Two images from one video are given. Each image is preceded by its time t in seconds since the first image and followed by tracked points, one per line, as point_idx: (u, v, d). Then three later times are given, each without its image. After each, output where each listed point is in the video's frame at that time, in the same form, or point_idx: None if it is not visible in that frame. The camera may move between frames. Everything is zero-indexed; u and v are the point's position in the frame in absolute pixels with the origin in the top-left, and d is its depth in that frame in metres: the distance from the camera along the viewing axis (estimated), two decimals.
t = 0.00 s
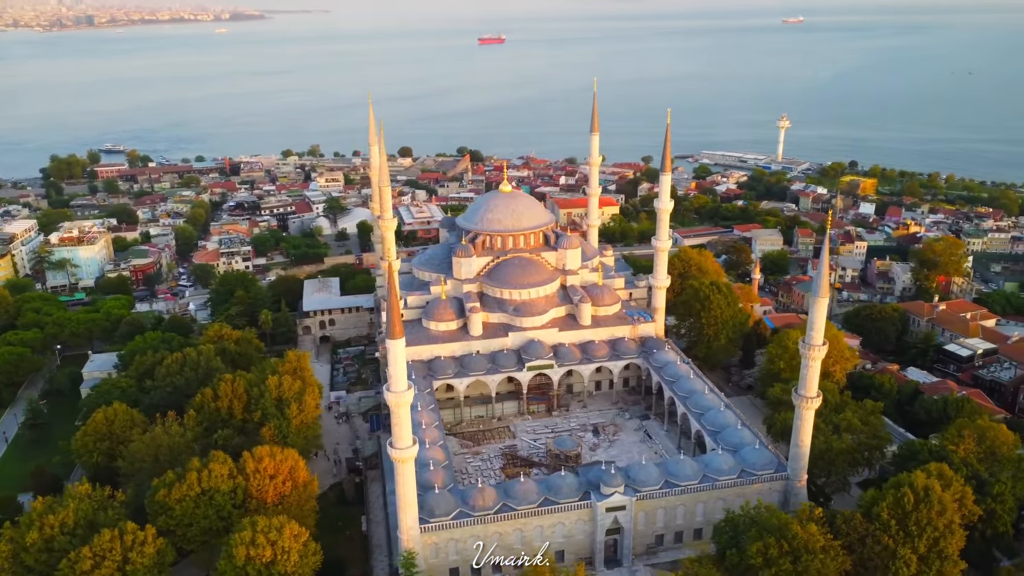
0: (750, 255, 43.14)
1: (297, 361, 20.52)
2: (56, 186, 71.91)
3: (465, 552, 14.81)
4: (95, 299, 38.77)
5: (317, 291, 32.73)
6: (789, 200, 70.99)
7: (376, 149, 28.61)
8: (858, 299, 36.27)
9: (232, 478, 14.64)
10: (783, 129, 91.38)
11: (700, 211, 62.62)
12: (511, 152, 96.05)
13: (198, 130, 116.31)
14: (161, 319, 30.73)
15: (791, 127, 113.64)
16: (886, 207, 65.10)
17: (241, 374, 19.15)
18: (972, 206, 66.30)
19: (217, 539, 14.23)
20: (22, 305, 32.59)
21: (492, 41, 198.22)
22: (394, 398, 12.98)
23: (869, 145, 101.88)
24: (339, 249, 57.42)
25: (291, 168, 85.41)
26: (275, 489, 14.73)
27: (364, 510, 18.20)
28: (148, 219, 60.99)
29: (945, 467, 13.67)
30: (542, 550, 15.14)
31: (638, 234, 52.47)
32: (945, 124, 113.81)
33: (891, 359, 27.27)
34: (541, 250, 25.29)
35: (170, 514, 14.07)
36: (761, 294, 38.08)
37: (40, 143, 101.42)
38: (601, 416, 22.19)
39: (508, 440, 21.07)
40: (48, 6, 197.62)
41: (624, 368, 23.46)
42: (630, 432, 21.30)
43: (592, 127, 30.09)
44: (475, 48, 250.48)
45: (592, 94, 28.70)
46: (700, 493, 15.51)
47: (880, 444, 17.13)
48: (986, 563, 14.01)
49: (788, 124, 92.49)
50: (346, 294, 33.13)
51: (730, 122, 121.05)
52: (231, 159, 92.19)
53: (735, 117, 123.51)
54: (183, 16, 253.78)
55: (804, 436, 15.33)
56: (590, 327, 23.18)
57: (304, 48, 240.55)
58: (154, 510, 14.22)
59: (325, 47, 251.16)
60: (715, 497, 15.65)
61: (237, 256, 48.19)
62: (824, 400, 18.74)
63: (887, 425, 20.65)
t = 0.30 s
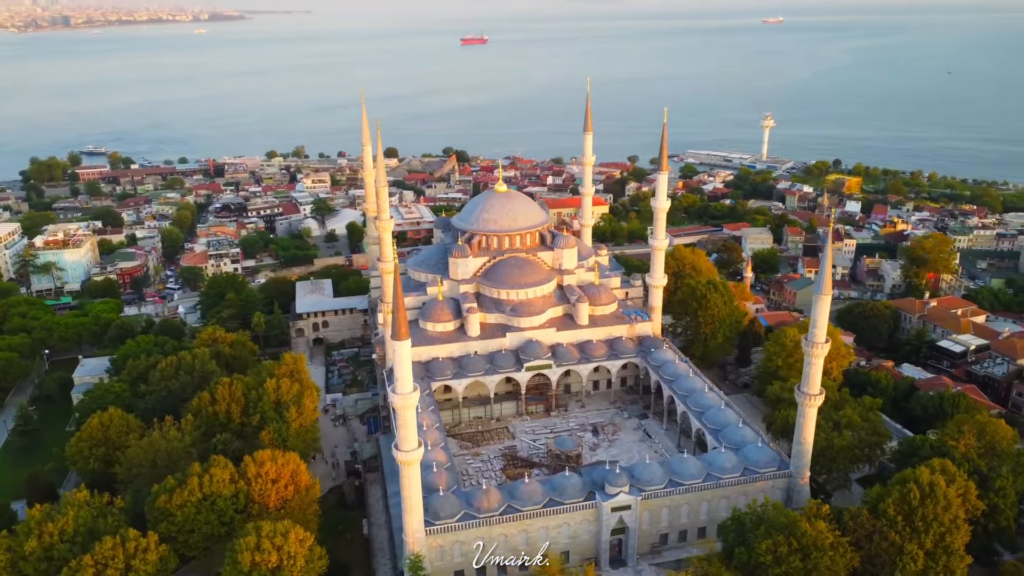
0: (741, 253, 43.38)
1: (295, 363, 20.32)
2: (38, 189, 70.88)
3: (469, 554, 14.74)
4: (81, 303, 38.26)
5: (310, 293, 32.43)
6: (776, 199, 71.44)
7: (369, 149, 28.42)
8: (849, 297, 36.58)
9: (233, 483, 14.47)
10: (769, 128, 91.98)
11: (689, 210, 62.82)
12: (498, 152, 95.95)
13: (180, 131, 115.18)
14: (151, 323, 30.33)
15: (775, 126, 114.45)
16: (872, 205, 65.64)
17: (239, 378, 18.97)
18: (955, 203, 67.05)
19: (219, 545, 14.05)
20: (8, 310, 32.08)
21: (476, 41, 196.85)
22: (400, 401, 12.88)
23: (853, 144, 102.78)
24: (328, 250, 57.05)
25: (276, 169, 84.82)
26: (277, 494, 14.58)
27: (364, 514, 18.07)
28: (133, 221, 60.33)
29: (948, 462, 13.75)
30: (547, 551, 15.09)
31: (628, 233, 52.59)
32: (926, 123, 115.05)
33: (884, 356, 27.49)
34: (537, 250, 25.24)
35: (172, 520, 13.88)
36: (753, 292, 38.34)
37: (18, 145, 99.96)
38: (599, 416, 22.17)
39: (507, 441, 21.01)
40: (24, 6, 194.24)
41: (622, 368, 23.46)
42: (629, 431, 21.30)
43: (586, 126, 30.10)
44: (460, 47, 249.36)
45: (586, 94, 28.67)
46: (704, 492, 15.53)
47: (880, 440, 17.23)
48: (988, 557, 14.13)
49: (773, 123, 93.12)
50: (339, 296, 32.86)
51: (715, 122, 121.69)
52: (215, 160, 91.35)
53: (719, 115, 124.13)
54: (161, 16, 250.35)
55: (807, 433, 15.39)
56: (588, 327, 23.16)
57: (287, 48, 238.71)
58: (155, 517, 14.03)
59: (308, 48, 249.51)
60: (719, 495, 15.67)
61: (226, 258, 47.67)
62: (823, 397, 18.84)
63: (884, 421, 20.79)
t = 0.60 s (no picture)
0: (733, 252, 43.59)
1: (292, 366, 20.14)
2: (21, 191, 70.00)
3: (474, 556, 14.67)
4: (69, 306, 37.77)
5: (303, 294, 32.16)
6: (764, 198, 71.85)
7: (363, 150, 28.30)
8: (840, 295, 36.88)
9: (235, 487, 14.31)
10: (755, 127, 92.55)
11: (679, 209, 63.00)
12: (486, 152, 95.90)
13: (164, 133, 114.26)
14: (143, 326, 29.97)
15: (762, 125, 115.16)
16: (859, 203, 66.11)
17: (236, 380, 18.78)
18: (941, 201, 67.63)
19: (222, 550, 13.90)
20: None
21: (459, 41, 194.74)
22: (405, 402, 12.80)
23: (838, 142, 103.61)
24: (318, 252, 56.66)
25: (263, 170, 84.21)
26: (279, 498, 14.43)
27: (365, 516, 17.94)
28: (120, 224, 59.72)
29: (951, 458, 13.83)
30: (552, 552, 15.04)
31: (619, 233, 52.73)
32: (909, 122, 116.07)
33: (878, 353, 27.69)
34: (534, 249, 25.21)
35: (174, 526, 13.71)
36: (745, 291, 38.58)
37: None
38: (598, 416, 22.15)
39: (507, 442, 20.94)
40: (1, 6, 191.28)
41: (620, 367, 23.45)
42: (628, 431, 21.30)
43: (580, 126, 30.10)
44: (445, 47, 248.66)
45: (580, 93, 28.68)
46: (708, 490, 15.55)
47: (880, 437, 17.33)
48: (991, 551, 14.22)
49: (759, 122, 93.55)
50: (333, 297, 32.61)
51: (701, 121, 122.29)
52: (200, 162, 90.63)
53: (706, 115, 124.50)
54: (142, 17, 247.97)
55: (809, 431, 15.46)
56: (585, 326, 23.14)
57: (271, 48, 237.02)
58: (156, 522, 13.86)
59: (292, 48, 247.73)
60: (722, 494, 15.68)
61: (215, 260, 47.23)
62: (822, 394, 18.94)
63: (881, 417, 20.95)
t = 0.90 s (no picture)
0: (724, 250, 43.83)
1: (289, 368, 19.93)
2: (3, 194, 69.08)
3: (479, 558, 14.59)
4: (57, 310, 37.33)
5: (297, 296, 31.93)
6: (752, 197, 72.25)
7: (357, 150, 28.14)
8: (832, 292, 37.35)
9: (237, 491, 14.15)
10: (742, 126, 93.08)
11: (670, 208, 63.28)
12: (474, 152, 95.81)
13: (148, 134, 113.19)
14: (134, 329, 29.62)
15: (748, 125, 115.84)
16: (847, 201, 66.65)
17: (234, 383, 18.59)
18: (926, 199, 68.33)
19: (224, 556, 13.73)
20: None
21: (444, 41, 193.01)
22: (411, 404, 12.72)
23: (824, 142, 104.47)
24: (309, 253, 56.29)
25: (249, 171, 83.63)
26: (282, 502, 14.28)
27: (367, 520, 17.82)
28: (106, 226, 59.05)
29: (954, 454, 13.92)
30: (557, 553, 15.00)
31: (611, 233, 52.91)
32: (893, 121, 117.05)
33: (872, 350, 27.91)
34: (531, 249, 25.16)
35: (175, 531, 13.55)
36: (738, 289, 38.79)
37: None
38: (597, 415, 22.15)
39: (507, 442, 20.89)
40: None
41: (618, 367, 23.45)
42: (627, 430, 21.31)
43: (574, 125, 30.08)
44: (431, 46, 247.31)
45: (575, 93, 28.66)
46: (711, 489, 15.56)
47: (880, 434, 17.44)
48: (992, 546, 14.33)
49: (746, 122, 94.08)
50: (327, 299, 32.40)
51: (688, 121, 122.82)
52: (185, 163, 89.87)
53: (692, 114, 124.89)
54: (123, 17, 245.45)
55: (812, 428, 15.52)
56: (583, 326, 23.12)
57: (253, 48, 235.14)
58: (157, 528, 13.68)
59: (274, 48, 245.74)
60: (726, 492, 15.71)
61: (205, 262, 46.82)
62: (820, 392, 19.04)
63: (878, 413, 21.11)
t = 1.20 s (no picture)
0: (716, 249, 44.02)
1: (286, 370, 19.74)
2: None
3: (484, 560, 14.51)
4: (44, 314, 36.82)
5: (290, 298, 31.69)
6: (740, 196, 72.60)
7: (351, 151, 27.98)
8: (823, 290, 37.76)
9: (239, 496, 13.99)
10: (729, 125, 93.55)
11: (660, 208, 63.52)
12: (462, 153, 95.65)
13: (131, 136, 112.04)
14: (126, 333, 29.26)
15: (734, 124, 116.43)
16: (834, 200, 67.08)
17: (232, 386, 18.41)
18: (912, 197, 68.98)
19: (226, 561, 13.59)
20: None
21: (429, 41, 191.05)
22: (417, 405, 12.67)
23: (810, 141, 105.21)
24: (299, 255, 55.91)
25: (235, 173, 82.98)
26: (285, 505, 14.16)
27: (368, 522, 17.70)
28: (92, 229, 58.34)
29: (956, 450, 13.99)
30: (562, 554, 14.96)
31: (602, 232, 52.94)
32: (878, 120, 118.03)
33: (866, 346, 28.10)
34: (527, 249, 25.13)
35: (178, 537, 13.40)
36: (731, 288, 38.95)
37: None
38: (596, 415, 22.13)
39: (507, 443, 20.81)
40: None
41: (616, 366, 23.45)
42: (627, 430, 21.29)
43: (568, 125, 30.07)
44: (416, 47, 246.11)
45: (569, 92, 28.63)
46: (715, 487, 15.58)
47: (880, 431, 17.53)
48: (994, 540, 14.41)
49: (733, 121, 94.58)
50: (321, 300, 32.19)
51: (675, 121, 123.26)
52: (170, 165, 89.00)
53: (680, 113, 125.24)
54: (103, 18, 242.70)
55: (814, 425, 15.57)
56: (581, 326, 23.11)
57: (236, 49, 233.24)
58: (159, 535, 13.51)
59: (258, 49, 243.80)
60: (729, 491, 15.74)
61: (195, 265, 46.38)
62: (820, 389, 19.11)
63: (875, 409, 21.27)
